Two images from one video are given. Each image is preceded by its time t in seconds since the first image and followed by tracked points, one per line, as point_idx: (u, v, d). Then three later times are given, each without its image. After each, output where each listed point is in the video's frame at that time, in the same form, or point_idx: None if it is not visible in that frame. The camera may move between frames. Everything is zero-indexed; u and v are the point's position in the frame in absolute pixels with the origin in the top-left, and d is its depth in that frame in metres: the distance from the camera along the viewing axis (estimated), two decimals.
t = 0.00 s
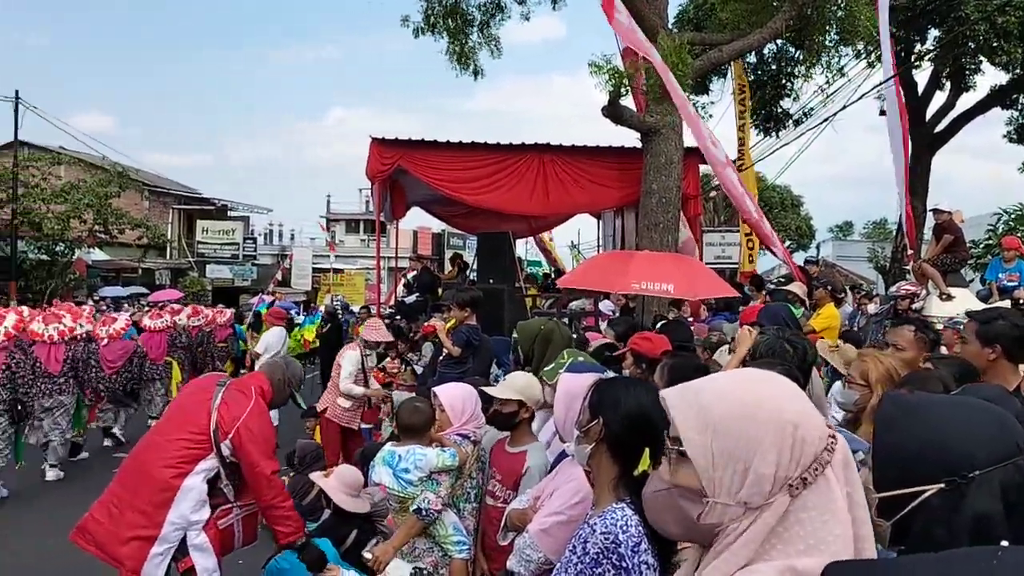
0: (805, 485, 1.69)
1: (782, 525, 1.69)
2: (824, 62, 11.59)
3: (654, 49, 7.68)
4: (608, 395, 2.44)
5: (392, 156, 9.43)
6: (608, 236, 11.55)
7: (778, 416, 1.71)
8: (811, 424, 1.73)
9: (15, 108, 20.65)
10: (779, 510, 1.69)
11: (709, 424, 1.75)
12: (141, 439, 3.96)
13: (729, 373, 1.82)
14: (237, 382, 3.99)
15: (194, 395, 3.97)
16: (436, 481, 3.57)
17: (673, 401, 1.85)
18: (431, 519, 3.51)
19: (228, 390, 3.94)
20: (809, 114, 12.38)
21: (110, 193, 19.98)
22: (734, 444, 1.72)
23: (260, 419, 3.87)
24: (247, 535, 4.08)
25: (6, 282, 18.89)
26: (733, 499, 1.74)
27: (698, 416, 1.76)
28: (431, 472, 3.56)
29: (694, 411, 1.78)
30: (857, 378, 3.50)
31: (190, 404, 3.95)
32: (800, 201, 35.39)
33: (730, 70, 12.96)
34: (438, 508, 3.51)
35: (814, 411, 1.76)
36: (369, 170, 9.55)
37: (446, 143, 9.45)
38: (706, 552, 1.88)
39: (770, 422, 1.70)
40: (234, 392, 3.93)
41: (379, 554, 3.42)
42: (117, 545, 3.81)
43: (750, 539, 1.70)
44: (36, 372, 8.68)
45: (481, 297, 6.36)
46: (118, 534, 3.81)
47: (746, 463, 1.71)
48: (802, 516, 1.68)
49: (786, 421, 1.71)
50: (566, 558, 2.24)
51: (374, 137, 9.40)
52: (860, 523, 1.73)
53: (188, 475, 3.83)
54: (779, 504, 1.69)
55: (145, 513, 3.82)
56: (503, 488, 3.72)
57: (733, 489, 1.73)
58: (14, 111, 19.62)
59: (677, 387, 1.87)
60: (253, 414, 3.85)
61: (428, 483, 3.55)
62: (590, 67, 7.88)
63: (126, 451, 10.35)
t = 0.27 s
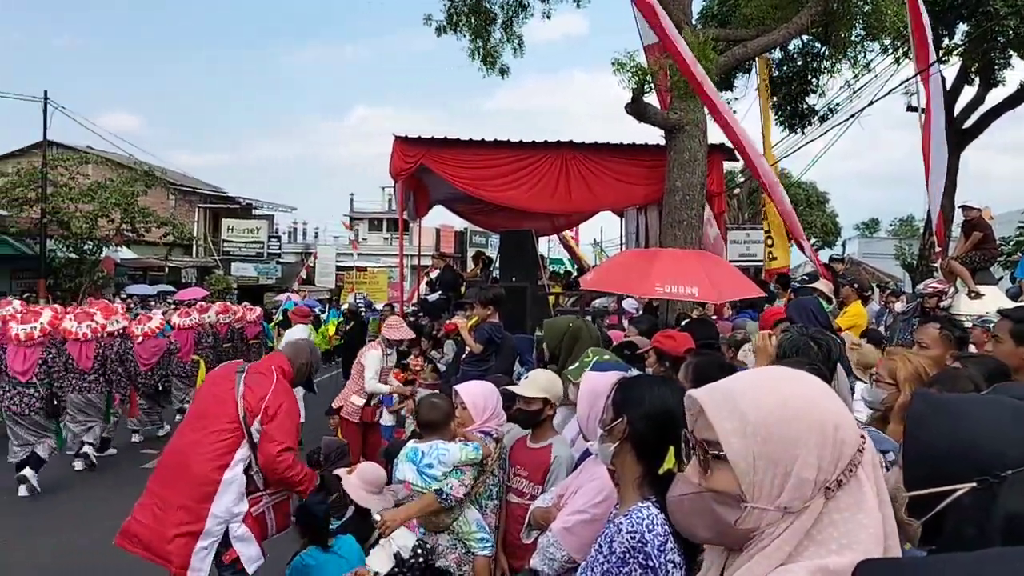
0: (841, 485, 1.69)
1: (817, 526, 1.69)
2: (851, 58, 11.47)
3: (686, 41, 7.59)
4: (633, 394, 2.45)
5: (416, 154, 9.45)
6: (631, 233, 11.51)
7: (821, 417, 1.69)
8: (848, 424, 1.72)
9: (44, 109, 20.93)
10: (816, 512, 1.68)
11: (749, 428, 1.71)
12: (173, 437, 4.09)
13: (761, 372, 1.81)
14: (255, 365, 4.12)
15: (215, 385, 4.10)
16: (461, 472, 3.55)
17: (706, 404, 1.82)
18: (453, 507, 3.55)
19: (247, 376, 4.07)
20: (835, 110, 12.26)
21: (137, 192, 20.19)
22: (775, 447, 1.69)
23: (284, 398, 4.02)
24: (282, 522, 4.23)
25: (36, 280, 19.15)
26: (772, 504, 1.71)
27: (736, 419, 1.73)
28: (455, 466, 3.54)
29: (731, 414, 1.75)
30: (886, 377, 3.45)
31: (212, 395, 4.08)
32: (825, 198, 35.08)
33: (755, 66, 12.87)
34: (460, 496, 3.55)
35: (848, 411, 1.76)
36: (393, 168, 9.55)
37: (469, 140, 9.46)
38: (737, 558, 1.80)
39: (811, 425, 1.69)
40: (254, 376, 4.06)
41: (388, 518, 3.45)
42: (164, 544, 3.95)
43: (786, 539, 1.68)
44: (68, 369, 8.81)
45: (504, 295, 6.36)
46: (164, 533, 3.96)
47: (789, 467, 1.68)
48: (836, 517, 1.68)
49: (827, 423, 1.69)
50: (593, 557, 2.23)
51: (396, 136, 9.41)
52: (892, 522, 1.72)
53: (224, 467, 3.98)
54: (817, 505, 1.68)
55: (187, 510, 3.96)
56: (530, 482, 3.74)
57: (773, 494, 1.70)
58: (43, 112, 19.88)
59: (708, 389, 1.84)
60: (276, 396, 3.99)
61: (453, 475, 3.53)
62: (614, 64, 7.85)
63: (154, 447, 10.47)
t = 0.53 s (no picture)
0: (878, 485, 1.66)
1: (853, 527, 1.66)
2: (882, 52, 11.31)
3: (717, 34, 7.55)
4: (661, 392, 2.41)
5: (442, 152, 9.46)
6: (658, 230, 11.45)
7: (857, 416, 1.66)
8: (885, 422, 1.69)
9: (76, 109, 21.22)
10: (852, 512, 1.66)
11: (783, 428, 1.69)
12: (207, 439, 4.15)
13: (793, 369, 1.78)
14: (262, 347, 4.20)
15: (232, 379, 4.15)
16: (486, 469, 3.54)
17: (737, 403, 1.80)
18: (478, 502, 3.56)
19: (258, 358, 4.15)
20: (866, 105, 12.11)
21: (168, 191, 20.41)
22: (812, 447, 1.66)
23: (299, 370, 4.10)
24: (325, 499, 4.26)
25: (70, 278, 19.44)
26: (807, 505, 1.68)
27: (770, 419, 1.71)
28: (480, 461, 3.53)
29: (764, 413, 1.72)
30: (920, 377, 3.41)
31: (232, 390, 4.14)
32: (855, 194, 34.71)
33: (784, 61, 12.74)
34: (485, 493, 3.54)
35: (884, 409, 1.72)
36: (418, 166, 9.53)
37: (495, 138, 9.46)
38: (770, 559, 1.78)
39: (849, 424, 1.66)
40: (264, 356, 4.14)
41: (417, 503, 3.50)
42: (225, 540, 4.01)
43: (824, 539, 1.66)
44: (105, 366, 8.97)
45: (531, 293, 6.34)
46: (223, 530, 4.02)
47: (825, 469, 1.66)
48: (872, 517, 1.65)
49: (865, 421, 1.67)
50: (624, 557, 2.23)
51: (422, 134, 9.40)
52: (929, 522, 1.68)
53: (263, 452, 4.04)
54: (853, 505, 1.66)
55: (239, 502, 4.02)
56: (564, 479, 3.70)
57: (809, 495, 1.67)
58: (75, 112, 20.16)
59: (739, 387, 1.82)
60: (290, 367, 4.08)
61: (479, 469, 3.52)
62: (641, 61, 7.79)
63: (185, 443, 10.58)
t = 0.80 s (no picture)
0: (917, 487, 1.62)
1: (892, 531, 1.63)
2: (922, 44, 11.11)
3: (750, 34, 7.56)
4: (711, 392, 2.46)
5: (474, 149, 9.46)
6: (693, 227, 11.37)
7: (896, 415, 1.63)
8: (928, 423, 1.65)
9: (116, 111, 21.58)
10: (890, 516, 1.62)
11: (818, 427, 1.66)
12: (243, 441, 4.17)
13: (830, 366, 1.76)
14: (281, 344, 4.24)
15: (258, 379, 4.18)
16: (516, 467, 3.53)
17: (771, 401, 1.77)
18: (509, 500, 3.55)
19: (280, 355, 4.19)
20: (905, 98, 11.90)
21: (206, 191, 20.68)
22: (847, 447, 1.63)
23: (324, 361, 4.18)
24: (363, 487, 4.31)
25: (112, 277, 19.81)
26: (842, 508, 1.64)
27: (805, 418, 1.68)
28: (511, 458, 3.53)
29: (798, 413, 1.69)
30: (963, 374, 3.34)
31: (260, 390, 4.16)
32: (894, 188, 34.18)
33: (821, 54, 12.58)
34: (516, 491, 3.54)
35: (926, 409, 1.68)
36: (451, 164, 9.55)
37: (528, 134, 9.45)
38: (802, 562, 1.73)
39: (888, 421, 1.62)
40: (286, 352, 4.19)
41: (454, 495, 3.55)
42: (279, 536, 4.05)
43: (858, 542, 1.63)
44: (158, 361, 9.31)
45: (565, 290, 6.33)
46: (275, 526, 4.06)
47: (861, 470, 1.62)
48: (911, 521, 1.61)
49: (904, 420, 1.63)
50: (662, 553, 2.23)
51: (455, 132, 9.40)
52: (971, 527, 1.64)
53: (303, 446, 4.10)
54: (891, 509, 1.62)
55: (288, 498, 4.07)
56: (600, 477, 3.68)
57: (843, 498, 1.64)
58: (116, 114, 20.51)
59: (773, 385, 1.79)
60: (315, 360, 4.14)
61: (508, 468, 3.51)
62: (676, 55, 7.71)
63: (223, 439, 10.72)
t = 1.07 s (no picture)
0: (944, 490, 1.59)
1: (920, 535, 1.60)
2: (961, 35, 10.90)
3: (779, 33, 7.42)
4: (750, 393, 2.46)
5: (506, 146, 9.49)
6: (725, 223, 11.27)
7: (923, 416, 1.58)
8: (956, 425, 1.61)
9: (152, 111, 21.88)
10: (917, 519, 1.59)
11: (841, 430, 1.62)
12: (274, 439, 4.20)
13: (854, 365, 1.72)
14: (309, 341, 4.26)
15: (287, 378, 4.21)
16: (550, 466, 3.53)
17: (793, 402, 1.73)
18: (541, 500, 3.53)
19: (308, 353, 4.21)
20: (943, 91, 11.69)
21: (240, 190, 20.91)
22: (871, 450, 1.59)
23: (352, 358, 4.19)
24: (393, 482, 4.39)
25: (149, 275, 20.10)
26: (867, 512, 1.61)
27: (829, 419, 1.64)
28: (545, 457, 3.53)
29: (820, 413, 1.66)
30: (1005, 373, 3.28)
31: (289, 389, 4.20)
32: (932, 183, 33.62)
33: (857, 47, 12.39)
34: (549, 491, 3.52)
35: (954, 410, 1.63)
36: (483, 162, 9.60)
37: (558, 131, 9.44)
38: (828, 566, 1.71)
39: (914, 424, 1.58)
40: (314, 349, 4.21)
41: (487, 492, 3.54)
42: (312, 532, 4.07)
43: (885, 548, 1.60)
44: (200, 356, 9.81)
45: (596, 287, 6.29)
46: (308, 522, 4.08)
47: (887, 474, 1.58)
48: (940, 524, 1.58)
49: (931, 422, 1.58)
50: (697, 552, 2.21)
51: (486, 130, 9.44)
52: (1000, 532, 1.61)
53: (334, 443, 4.12)
54: (918, 513, 1.59)
55: (320, 495, 4.09)
56: (633, 476, 3.66)
57: (869, 502, 1.61)
58: (152, 114, 20.80)
59: (796, 386, 1.75)
60: (343, 357, 4.17)
61: (542, 468, 3.50)
62: (708, 50, 7.64)
63: (258, 435, 10.84)
